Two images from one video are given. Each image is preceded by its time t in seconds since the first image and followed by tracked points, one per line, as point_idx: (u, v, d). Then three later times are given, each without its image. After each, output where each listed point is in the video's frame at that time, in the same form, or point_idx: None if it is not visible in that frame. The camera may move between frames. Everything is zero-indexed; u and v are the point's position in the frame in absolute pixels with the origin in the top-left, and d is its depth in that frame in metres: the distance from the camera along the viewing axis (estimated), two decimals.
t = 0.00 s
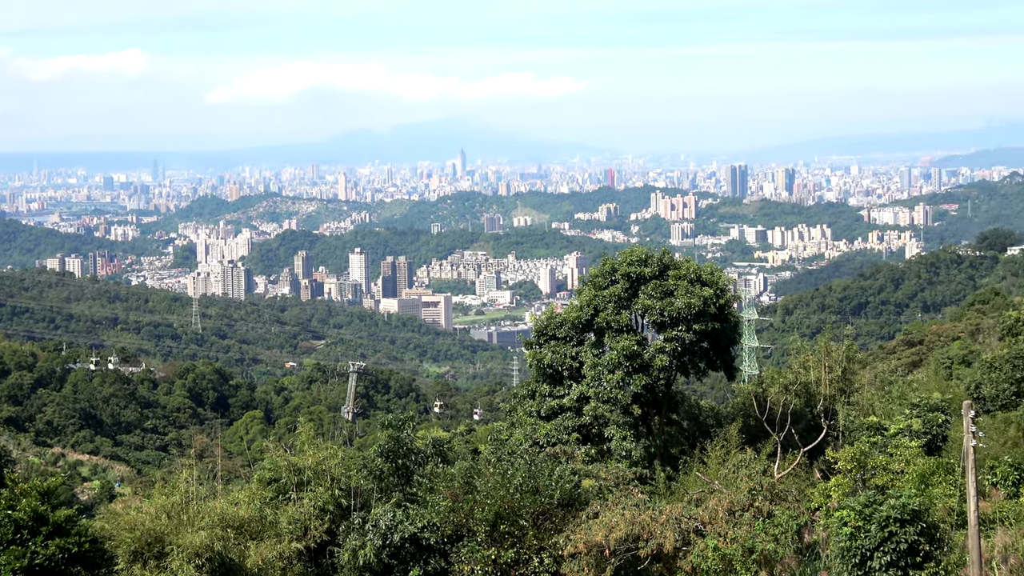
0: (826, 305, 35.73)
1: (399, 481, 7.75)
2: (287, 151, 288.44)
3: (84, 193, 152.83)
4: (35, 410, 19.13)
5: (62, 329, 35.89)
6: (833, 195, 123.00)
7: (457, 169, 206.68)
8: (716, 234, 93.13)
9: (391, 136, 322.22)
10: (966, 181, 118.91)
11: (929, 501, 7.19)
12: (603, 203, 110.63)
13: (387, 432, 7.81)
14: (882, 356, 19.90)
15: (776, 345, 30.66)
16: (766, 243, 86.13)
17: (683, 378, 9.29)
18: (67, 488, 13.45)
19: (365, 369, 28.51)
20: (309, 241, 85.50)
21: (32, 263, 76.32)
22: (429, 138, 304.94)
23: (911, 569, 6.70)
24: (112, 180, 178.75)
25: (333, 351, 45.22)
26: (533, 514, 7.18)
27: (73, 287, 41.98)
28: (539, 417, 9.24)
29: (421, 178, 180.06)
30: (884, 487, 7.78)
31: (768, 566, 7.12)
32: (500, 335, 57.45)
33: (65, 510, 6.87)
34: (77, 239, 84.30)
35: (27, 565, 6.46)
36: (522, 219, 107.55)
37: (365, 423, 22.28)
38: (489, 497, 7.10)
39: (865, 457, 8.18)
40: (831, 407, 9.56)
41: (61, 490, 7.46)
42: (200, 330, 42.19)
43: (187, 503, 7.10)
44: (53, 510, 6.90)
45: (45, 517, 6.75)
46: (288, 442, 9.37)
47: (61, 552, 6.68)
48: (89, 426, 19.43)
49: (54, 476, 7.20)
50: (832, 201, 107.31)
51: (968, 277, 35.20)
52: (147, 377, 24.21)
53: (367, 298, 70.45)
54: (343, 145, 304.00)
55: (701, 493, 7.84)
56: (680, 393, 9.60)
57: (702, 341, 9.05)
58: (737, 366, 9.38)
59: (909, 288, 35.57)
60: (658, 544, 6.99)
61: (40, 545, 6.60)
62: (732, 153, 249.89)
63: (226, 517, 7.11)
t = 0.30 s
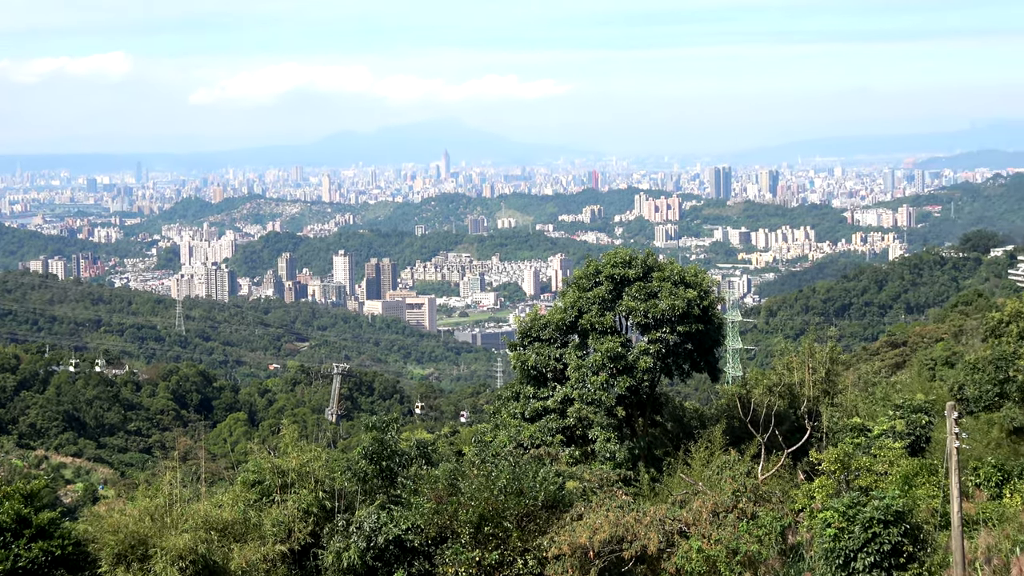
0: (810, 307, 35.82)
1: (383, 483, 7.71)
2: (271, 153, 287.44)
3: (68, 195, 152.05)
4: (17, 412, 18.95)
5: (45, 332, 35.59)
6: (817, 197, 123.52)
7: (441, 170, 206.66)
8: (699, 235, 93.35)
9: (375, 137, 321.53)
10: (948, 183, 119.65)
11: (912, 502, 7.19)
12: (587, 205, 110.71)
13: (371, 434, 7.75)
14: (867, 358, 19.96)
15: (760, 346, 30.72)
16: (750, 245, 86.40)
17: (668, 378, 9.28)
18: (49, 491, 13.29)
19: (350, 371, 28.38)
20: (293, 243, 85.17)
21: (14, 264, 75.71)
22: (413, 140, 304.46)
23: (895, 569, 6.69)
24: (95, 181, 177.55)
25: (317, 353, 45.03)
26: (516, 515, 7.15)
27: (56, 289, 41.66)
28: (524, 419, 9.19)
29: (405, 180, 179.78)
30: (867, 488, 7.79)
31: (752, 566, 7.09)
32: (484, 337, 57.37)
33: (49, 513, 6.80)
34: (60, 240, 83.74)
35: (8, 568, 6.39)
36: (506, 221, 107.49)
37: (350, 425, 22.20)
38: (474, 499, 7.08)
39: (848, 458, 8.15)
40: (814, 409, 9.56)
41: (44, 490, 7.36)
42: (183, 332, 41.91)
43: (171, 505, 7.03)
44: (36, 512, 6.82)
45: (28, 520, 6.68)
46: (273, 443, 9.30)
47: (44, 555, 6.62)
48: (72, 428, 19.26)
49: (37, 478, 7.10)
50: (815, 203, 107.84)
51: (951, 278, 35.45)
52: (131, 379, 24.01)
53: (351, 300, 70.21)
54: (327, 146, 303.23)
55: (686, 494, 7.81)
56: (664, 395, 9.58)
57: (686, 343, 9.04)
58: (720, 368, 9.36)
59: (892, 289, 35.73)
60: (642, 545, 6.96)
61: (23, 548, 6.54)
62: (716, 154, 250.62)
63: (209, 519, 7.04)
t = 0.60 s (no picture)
0: (793, 308, 35.92)
1: (366, 485, 7.66)
2: (254, 155, 286.45)
3: (50, 198, 151.09)
4: None
5: (27, 335, 35.32)
6: (799, 198, 124.04)
7: (424, 172, 206.40)
8: (682, 237, 93.62)
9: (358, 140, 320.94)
10: (929, 184, 120.42)
11: (895, 503, 7.19)
12: (570, 207, 110.78)
13: (355, 436, 7.71)
14: (851, 358, 20.03)
15: (743, 347, 30.81)
16: (733, 246, 86.67)
17: (651, 379, 9.26)
18: (31, 495, 13.12)
19: (333, 373, 28.23)
20: (275, 245, 84.85)
21: None
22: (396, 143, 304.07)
23: (878, 569, 6.69)
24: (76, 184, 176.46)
25: (300, 355, 44.82)
26: (500, 518, 7.11)
27: (38, 292, 41.35)
28: (507, 421, 9.15)
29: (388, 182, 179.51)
30: (852, 489, 7.76)
31: (735, 566, 7.08)
32: (467, 339, 57.25)
33: (32, 516, 6.77)
34: (41, 243, 83.17)
35: None
36: (489, 222, 107.45)
37: (333, 427, 22.06)
38: (457, 502, 7.04)
39: (832, 459, 8.14)
40: (797, 409, 9.56)
41: (26, 495, 7.31)
42: (166, 335, 41.65)
43: (153, 509, 6.99)
44: (20, 517, 6.78)
45: (11, 524, 6.65)
46: (256, 446, 9.22)
47: (27, 558, 6.62)
48: (54, 431, 19.09)
49: (21, 482, 7.07)
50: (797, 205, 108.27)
51: (933, 279, 35.76)
52: (114, 382, 23.81)
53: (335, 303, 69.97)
54: (310, 148, 302.47)
55: (669, 495, 7.81)
56: (647, 396, 9.56)
57: (669, 344, 9.03)
58: (704, 368, 9.35)
59: (875, 290, 35.92)
60: (626, 546, 6.94)
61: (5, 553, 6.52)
62: (699, 155, 251.41)
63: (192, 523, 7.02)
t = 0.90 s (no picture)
0: (776, 309, 35.97)
1: (349, 487, 7.62)
2: (237, 156, 285.46)
3: (32, 201, 150.21)
4: None
5: (9, 338, 35.05)
6: (782, 199, 124.53)
7: (408, 174, 206.11)
8: (665, 238, 93.88)
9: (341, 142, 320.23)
10: (910, 185, 121.10)
11: (878, 504, 7.19)
12: (554, 208, 110.89)
13: (338, 438, 7.71)
14: (834, 359, 20.12)
15: (726, 348, 30.85)
16: (716, 247, 86.93)
17: (635, 380, 9.22)
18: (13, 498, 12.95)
19: (316, 375, 28.11)
20: (258, 247, 84.54)
21: None
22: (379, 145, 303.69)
23: (861, 569, 6.69)
24: (57, 186, 175.33)
25: (283, 356, 44.63)
26: (484, 519, 7.07)
27: (20, 295, 41.07)
28: (490, 422, 9.11)
29: (370, 184, 179.31)
30: (834, 489, 7.77)
31: (718, 566, 7.06)
32: (450, 340, 57.16)
33: (14, 520, 6.77)
34: (23, 246, 82.66)
35: None
36: (472, 223, 107.34)
37: (316, 429, 21.97)
38: (441, 503, 6.98)
39: (815, 459, 8.17)
40: (781, 409, 9.53)
41: (8, 498, 7.25)
42: (148, 337, 41.40)
43: (136, 510, 6.94)
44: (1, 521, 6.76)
45: None
46: (240, 449, 9.14)
47: (8, 561, 6.59)
48: (36, 434, 18.93)
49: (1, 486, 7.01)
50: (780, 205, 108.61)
51: (916, 279, 36.07)
52: (96, 384, 23.59)
53: (318, 305, 69.72)
54: (293, 150, 301.62)
55: (653, 496, 7.78)
56: (631, 396, 9.53)
57: (653, 345, 9.00)
58: (687, 369, 9.33)
59: (858, 290, 36.04)
60: (610, 548, 6.90)
61: None
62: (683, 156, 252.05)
63: (176, 525, 6.97)
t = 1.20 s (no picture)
0: (759, 309, 36.04)
1: (333, 488, 7.58)
2: (219, 158, 284.28)
3: (12, 202, 149.06)
4: None
5: None
6: (765, 199, 125.02)
7: (391, 174, 205.82)
8: (648, 238, 94.09)
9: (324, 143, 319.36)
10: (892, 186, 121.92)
11: (861, 503, 7.19)
12: (537, 209, 110.93)
13: (321, 439, 7.65)
14: (816, 359, 20.21)
15: (709, 349, 30.94)
16: (699, 247, 87.16)
17: (618, 381, 9.21)
18: None
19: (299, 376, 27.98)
20: (241, 248, 84.15)
21: None
22: (362, 146, 303.00)
23: (845, 569, 6.68)
24: (39, 186, 174.10)
25: (267, 358, 44.41)
26: (468, 520, 7.03)
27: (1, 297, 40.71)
28: (474, 423, 9.07)
29: (353, 185, 178.91)
30: (817, 490, 7.76)
31: (702, 567, 7.02)
32: (433, 341, 57.06)
33: None
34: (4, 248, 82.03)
35: None
36: (455, 224, 107.22)
37: (300, 431, 21.87)
38: (424, 504, 6.94)
39: (798, 459, 8.16)
40: (764, 410, 9.54)
41: None
42: (131, 338, 41.10)
43: (118, 513, 6.91)
44: None
45: None
46: (222, 450, 9.08)
47: None
48: (17, 436, 18.72)
49: None
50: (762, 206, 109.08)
51: (898, 279, 36.32)
52: (79, 386, 23.38)
53: (301, 306, 69.45)
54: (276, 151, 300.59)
55: (636, 497, 7.76)
56: (614, 398, 9.52)
57: (636, 346, 8.99)
58: (670, 370, 9.33)
59: (841, 291, 36.25)
60: (593, 549, 6.88)
61: None
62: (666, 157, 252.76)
63: (159, 526, 6.93)
